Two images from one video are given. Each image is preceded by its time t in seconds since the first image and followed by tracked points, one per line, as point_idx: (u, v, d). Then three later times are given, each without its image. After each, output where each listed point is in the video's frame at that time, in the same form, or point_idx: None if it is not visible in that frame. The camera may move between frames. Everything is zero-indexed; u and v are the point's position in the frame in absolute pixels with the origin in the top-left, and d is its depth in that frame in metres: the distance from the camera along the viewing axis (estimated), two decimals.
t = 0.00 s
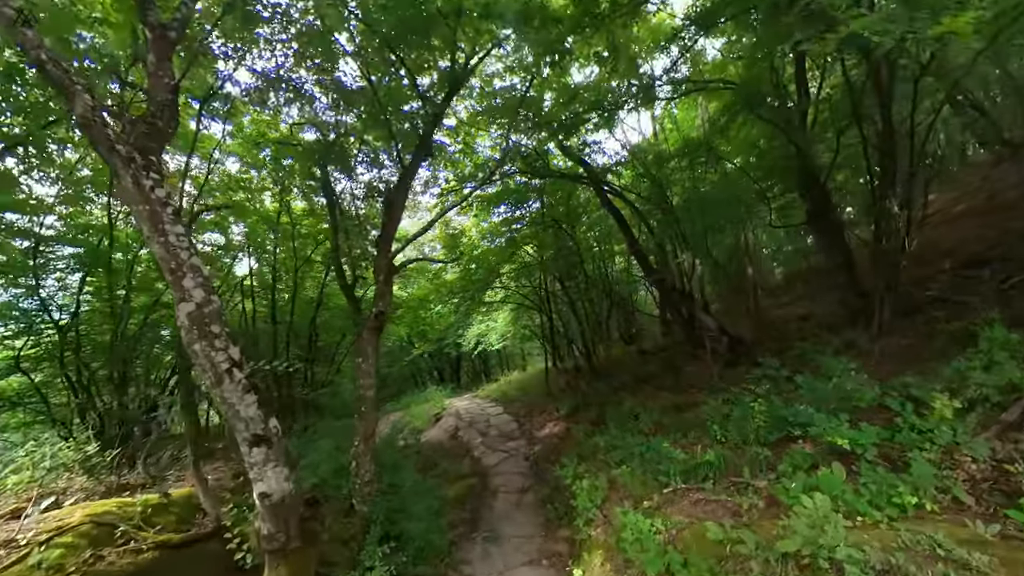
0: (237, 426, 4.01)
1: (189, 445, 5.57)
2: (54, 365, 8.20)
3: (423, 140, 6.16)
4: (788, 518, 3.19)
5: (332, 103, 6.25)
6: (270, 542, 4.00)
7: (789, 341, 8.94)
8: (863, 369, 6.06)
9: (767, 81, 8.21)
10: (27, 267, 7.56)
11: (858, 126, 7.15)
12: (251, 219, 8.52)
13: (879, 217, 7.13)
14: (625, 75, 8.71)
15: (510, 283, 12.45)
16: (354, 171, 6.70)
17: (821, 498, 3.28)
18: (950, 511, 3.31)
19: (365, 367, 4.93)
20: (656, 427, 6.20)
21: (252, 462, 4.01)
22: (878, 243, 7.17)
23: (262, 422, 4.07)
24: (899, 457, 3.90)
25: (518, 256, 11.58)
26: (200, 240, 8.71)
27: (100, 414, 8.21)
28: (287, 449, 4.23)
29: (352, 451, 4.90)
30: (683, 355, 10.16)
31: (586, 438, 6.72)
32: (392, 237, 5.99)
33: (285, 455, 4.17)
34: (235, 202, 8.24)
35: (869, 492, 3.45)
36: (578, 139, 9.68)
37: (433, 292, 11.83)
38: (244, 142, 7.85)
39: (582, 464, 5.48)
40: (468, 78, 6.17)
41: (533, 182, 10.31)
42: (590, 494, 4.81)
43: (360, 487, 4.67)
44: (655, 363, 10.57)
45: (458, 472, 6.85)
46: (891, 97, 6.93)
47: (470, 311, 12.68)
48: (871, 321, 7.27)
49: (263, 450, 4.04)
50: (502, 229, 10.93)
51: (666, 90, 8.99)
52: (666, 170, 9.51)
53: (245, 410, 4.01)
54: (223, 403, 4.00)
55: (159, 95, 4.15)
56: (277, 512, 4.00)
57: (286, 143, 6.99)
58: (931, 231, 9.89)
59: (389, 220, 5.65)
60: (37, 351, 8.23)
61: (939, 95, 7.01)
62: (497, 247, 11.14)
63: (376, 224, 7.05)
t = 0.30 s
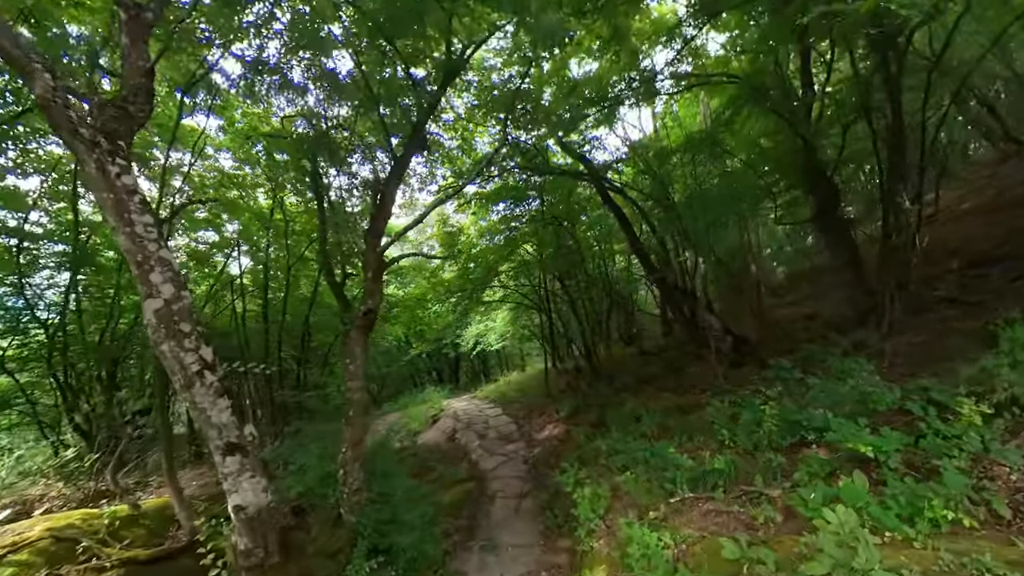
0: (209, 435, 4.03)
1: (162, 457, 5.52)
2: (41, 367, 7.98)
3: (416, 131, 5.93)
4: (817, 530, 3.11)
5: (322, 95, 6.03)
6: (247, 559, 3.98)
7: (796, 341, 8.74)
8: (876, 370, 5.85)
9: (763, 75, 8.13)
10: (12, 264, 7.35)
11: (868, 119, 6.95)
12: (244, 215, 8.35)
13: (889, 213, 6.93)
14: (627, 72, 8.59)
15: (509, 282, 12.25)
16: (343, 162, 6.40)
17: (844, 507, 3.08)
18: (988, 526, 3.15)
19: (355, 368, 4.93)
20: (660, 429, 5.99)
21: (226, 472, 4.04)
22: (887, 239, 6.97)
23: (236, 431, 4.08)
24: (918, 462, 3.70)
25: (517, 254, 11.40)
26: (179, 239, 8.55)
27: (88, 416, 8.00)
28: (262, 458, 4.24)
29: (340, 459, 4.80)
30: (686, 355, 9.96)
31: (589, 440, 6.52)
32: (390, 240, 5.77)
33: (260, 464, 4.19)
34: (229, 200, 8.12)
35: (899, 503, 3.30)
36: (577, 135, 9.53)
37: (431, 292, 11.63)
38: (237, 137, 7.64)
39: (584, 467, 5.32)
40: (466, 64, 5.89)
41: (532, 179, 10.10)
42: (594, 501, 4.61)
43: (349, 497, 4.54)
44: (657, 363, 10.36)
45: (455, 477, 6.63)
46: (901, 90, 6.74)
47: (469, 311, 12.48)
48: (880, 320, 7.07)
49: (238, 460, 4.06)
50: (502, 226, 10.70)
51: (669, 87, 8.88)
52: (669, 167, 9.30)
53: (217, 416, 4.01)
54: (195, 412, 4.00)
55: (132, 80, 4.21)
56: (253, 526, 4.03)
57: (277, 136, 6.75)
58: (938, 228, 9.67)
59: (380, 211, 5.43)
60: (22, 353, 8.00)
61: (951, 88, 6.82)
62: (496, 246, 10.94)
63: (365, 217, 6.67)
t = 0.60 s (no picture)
0: (185, 442, 3.80)
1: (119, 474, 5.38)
2: (26, 367, 7.74)
3: (414, 118, 5.63)
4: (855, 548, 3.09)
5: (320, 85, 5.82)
6: None
7: (804, 340, 8.53)
8: (892, 370, 5.64)
9: (773, 66, 7.89)
10: None
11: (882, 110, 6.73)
12: (238, 211, 8.09)
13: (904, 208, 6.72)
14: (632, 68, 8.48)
15: (509, 281, 12.01)
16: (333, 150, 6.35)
17: (880, 524, 3.00)
18: None
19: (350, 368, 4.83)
20: (668, 433, 5.76)
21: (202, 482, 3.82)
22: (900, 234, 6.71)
23: (213, 438, 3.86)
24: (954, 471, 3.55)
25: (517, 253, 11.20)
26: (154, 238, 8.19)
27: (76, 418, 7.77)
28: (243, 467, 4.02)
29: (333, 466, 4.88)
30: (692, 355, 9.74)
31: (594, 443, 6.29)
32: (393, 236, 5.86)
33: (240, 473, 3.96)
34: (222, 195, 7.88)
35: (944, 514, 3.20)
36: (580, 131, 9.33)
37: (430, 290, 11.39)
38: (230, 130, 7.39)
39: (592, 473, 5.10)
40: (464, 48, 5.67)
41: (534, 175, 9.82)
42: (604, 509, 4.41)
43: (341, 507, 4.63)
44: (661, 362, 10.13)
45: (454, 481, 6.38)
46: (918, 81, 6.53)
47: (468, 310, 12.23)
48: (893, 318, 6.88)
49: (216, 469, 3.84)
50: (504, 221, 10.45)
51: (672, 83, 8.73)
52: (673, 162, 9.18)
53: (191, 421, 3.78)
54: (170, 417, 3.76)
55: (107, 56, 4.08)
56: (233, 542, 3.82)
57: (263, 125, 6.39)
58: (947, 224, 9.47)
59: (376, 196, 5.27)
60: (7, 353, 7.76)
61: (966, 82, 6.63)
62: (497, 243, 10.70)
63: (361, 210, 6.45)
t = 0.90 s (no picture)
0: (150, 451, 3.59)
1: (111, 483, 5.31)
2: (8, 367, 7.48)
3: (409, 104, 5.37)
4: (896, 563, 2.93)
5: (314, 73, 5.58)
6: None
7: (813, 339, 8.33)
8: (909, 369, 5.43)
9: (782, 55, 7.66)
10: None
11: (897, 100, 6.51)
12: (231, 208, 7.98)
13: (919, 202, 6.52)
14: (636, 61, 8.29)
15: (509, 279, 11.74)
16: (324, 136, 6.13)
17: (926, 540, 2.84)
18: None
19: (341, 367, 4.65)
20: (675, 435, 5.54)
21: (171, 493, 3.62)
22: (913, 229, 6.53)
23: (182, 446, 3.65)
24: (989, 478, 3.37)
25: (517, 251, 10.94)
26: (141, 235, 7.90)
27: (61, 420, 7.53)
28: (216, 476, 3.81)
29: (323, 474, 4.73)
30: (697, 354, 9.53)
31: (599, 445, 6.07)
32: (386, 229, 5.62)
33: (212, 483, 3.75)
34: (214, 191, 7.69)
35: (996, 528, 2.97)
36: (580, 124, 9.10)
37: (428, 289, 11.16)
38: (223, 122, 7.19)
39: (600, 478, 4.90)
40: (463, 32, 5.47)
41: (534, 171, 9.63)
42: (613, 517, 4.21)
43: (330, 518, 4.52)
44: (664, 362, 9.91)
45: (453, 485, 6.15)
46: (934, 71, 6.32)
47: (467, 309, 11.98)
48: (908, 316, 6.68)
49: (185, 480, 3.63)
50: (505, 217, 10.20)
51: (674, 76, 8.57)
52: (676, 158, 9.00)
53: (156, 429, 3.57)
54: (134, 424, 3.56)
55: (79, 30, 3.93)
56: (205, 560, 3.60)
57: (254, 115, 6.15)
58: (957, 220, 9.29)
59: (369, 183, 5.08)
60: None
61: (981, 72, 6.45)
62: (497, 242, 10.42)
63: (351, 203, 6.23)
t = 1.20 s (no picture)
0: (83, 465, 3.31)
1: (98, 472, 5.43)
2: None
3: (395, 77, 5.08)
4: None
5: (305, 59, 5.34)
6: None
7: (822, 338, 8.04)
8: (933, 371, 5.11)
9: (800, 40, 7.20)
10: None
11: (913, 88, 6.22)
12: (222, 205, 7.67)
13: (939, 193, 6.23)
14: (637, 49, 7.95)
15: (508, 278, 11.35)
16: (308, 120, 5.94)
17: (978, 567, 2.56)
18: None
19: (323, 363, 4.51)
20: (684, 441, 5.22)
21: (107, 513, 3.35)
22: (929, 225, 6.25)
23: (119, 461, 3.36)
24: None
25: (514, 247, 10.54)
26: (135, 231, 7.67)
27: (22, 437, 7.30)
28: (161, 494, 3.52)
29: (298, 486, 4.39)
30: (701, 353, 9.24)
31: (601, 450, 5.78)
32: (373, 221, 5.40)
33: (157, 503, 3.47)
34: (203, 186, 7.42)
35: None
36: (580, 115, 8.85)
37: (425, 286, 10.86)
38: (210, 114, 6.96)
39: (605, 487, 4.62)
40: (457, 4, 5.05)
41: (534, 165, 9.30)
42: (621, 531, 3.90)
43: (307, 535, 4.22)
44: (667, 362, 9.59)
45: (447, 492, 5.82)
46: (953, 58, 6.04)
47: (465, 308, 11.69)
48: (927, 315, 6.38)
49: (124, 499, 3.35)
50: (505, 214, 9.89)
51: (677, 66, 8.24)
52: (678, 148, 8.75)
53: (89, 441, 3.29)
54: (64, 434, 3.28)
55: None
56: None
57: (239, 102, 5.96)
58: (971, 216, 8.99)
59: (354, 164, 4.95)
60: None
61: (1003, 59, 6.16)
62: (495, 239, 10.11)
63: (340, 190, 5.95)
